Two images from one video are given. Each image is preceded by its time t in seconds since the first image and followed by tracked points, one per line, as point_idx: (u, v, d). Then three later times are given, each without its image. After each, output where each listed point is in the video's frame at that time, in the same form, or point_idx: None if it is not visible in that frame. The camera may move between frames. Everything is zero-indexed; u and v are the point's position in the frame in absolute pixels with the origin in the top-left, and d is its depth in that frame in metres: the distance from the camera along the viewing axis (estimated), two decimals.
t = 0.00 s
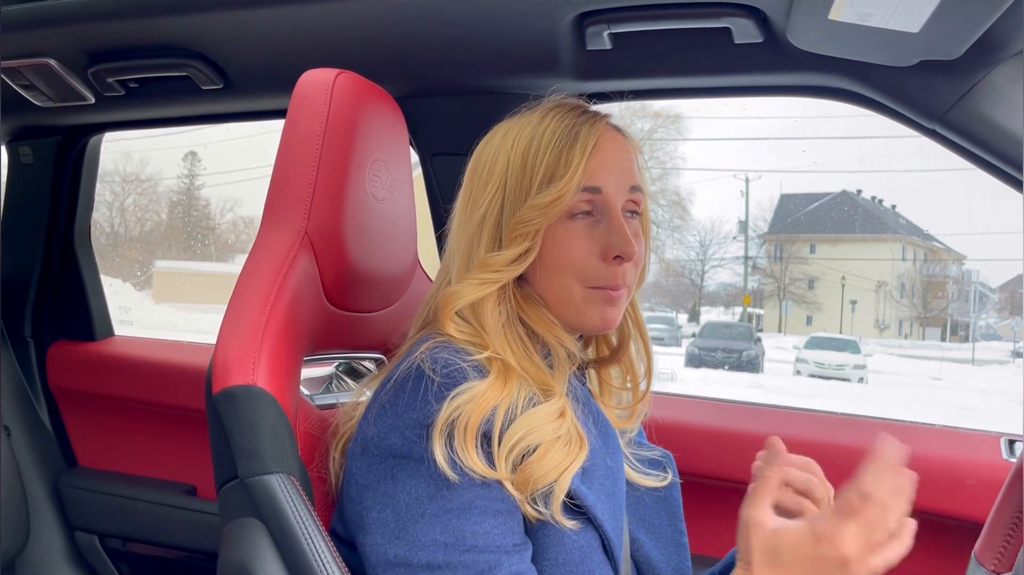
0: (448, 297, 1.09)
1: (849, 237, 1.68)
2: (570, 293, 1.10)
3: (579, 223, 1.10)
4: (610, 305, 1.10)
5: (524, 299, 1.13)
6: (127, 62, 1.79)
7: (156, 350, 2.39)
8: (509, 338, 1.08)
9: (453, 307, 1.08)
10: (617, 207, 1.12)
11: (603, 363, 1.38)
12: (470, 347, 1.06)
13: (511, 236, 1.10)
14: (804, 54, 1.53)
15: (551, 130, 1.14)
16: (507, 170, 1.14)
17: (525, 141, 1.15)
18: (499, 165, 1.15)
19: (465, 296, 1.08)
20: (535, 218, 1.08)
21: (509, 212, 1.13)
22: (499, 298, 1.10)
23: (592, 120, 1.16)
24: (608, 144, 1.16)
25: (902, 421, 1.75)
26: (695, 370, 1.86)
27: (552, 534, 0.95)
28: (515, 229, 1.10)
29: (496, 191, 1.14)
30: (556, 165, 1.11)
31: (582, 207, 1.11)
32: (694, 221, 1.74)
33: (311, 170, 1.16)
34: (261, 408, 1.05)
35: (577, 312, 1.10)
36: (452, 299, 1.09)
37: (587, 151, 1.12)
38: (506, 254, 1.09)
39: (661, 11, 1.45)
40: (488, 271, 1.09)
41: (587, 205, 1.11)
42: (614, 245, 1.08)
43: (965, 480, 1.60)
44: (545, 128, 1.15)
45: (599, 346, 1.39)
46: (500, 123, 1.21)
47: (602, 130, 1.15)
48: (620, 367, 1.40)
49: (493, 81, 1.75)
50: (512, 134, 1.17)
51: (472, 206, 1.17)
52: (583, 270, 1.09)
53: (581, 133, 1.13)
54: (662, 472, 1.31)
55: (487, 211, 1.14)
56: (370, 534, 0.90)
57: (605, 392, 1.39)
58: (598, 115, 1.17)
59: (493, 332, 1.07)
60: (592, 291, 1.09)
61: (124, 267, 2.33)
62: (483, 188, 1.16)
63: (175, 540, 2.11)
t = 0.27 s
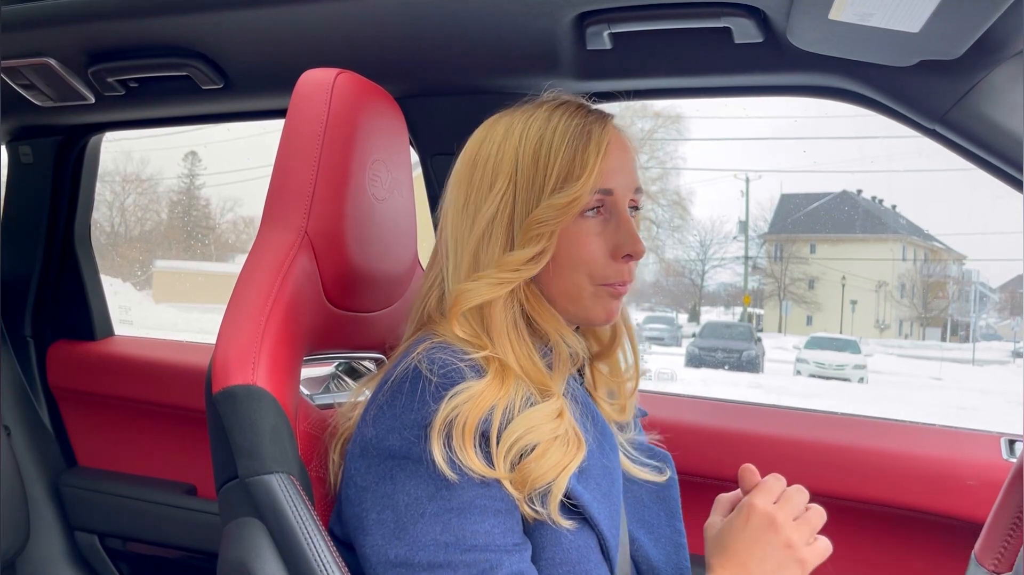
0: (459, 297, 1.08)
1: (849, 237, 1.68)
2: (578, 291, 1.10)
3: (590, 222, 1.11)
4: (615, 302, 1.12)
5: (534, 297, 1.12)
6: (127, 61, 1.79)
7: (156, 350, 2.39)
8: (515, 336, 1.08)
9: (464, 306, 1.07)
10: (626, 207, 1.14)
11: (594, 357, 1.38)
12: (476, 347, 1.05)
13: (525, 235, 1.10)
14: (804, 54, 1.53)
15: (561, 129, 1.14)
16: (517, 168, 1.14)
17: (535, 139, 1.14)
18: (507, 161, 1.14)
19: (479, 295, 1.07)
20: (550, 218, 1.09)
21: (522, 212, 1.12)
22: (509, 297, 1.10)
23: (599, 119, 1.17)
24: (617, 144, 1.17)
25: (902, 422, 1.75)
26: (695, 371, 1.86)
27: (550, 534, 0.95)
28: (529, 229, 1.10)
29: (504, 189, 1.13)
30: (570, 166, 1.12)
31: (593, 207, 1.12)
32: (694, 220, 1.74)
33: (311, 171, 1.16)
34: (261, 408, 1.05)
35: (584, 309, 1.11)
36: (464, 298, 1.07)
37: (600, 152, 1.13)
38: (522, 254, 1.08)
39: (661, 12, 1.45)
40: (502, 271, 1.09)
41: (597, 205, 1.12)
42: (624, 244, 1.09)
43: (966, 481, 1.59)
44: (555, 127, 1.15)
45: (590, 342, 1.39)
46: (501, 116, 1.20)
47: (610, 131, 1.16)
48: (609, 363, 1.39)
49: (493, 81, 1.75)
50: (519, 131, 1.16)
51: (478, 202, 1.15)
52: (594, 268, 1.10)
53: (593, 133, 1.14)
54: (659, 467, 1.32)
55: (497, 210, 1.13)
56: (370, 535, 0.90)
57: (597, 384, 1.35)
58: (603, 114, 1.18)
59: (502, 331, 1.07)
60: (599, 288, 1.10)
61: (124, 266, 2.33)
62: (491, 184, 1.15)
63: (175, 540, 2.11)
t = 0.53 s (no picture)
0: (456, 297, 1.08)
1: (850, 237, 1.67)
2: (575, 290, 1.10)
3: (587, 220, 1.11)
4: (611, 300, 1.12)
5: (532, 296, 1.12)
6: (128, 61, 1.79)
7: (157, 349, 2.39)
8: (513, 335, 1.08)
9: (461, 306, 1.07)
10: (623, 205, 1.14)
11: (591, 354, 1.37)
12: (475, 346, 1.05)
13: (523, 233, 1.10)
14: (804, 54, 1.53)
15: (558, 128, 1.14)
16: (514, 166, 1.14)
17: (532, 137, 1.14)
18: (504, 160, 1.14)
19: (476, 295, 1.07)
20: (548, 217, 1.08)
21: (519, 211, 1.12)
22: (508, 297, 1.10)
23: (596, 118, 1.16)
24: (613, 142, 1.17)
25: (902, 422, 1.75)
26: (696, 370, 1.86)
27: (550, 534, 0.95)
28: (526, 228, 1.09)
29: (502, 187, 1.13)
30: (567, 165, 1.12)
31: (589, 205, 1.12)
32: (694, 220, 1.75)
33: (311, 171, 1.16)
34: (261, 408, 1.05)
35: (581, 308, 1.11)
36: (463, 298, 1.07)
37: (597, 150, 1.13)
38: (519, 253, 1.08)
39: (662, 11, 1.45)
40: (499, 271, 1.08)
41: (594, 203, 1.12)
42: (621, 243, 1.10)
43: (966, 481, 1.59)
44: (552, 126, 1.14)
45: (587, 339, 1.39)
46: (496, 113, 1.19)
47: (607, 130, 1.16)
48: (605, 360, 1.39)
49: (493, 81, 1.75)
50: (516, 128, 1.16)
51: (475, 201, 1.15)
52: (591, 267, 1.10)
53: (590, 131, 1.14)
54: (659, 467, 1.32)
55: (494, 208, 1.13)
56: (370, 534, 0.90)
57: (595, 380, 1.34)
58: (600, 112, 1.18)
59: (501, 331, 1.07)
60: (596, 287, 1.10)
61: (125, 266, 2.33)
62: (488, 183, 1.14)
63: (175, 540, 2.11)
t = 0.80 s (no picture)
0: (460, 298, 1.08)
1: (850, 237, 1.67)
2: (579, 289, 1.11)
3: (590, 220, 1.12)
4: (614, 299, 1.13)
5: (535, 296, 1.12)
6: (129, 61, 1.79)
7: (157, 349, 2.39)
8: (517, 334, 1.08)
9: (465, 307, 1.07)
10: (625, 204, 1.14)
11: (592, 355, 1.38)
12: (479, 347, 1.05)
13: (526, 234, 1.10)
14: (804, 54, 1.53)
15: (561, 127, 1.14)
16: (518, 166, 1.14)
17: (535, 137, 1.14)
18: (507, 160, 1.14)
19: (480, 295, 1.07)
20: (551, 217, 1.09)
21: (522, 210, 1.12)
22: (512, 296, 1.10)
23: (598, 117, 1.17)
24: (615, 142, 1.17)
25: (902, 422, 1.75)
26: (696, 370, 1.86)
27: (552, 534, 0.95)
28: (530, 228, 1.10)
29: (505, 187, 1.13)
30: (570, 164, 1.12)
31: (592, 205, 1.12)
32: (695, 220, 1.75)
33: (312, 171, 1.16)
34: (261, 408, 1.05)
35: (584, 307, 1.12)
36: (467, 298, 1.07)
37: (600, 150, 1.13)
38: (523, 252, 1.08)
39: (663, 11, 1.45)
40: (503, 270, 1.09)
41: (597, 203, 1.12)
42: (624, 242, 1.10)
43: (967, 481, 1.59)
44: (555, 125, 1.15)
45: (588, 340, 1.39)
46: (499, 113, 1.19)
47: (609, 129, 1.17)
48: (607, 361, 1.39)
49: (494, 80, 1.75)
50: (518, 128, 1.16)
51: (478, 201, 1.15)
52: (594, 266, 1.10)
53: (592, 131, 1.14)
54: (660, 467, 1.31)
55: (497, 208, 1.13)
56: (371, 534, 0.90)
57: (597, 381, 1.34)
58: (602, 112, 1.18)
59: (504, 331, 1.07)
60: (599, 286, 1.11)
61: (125, 266, 2.33)
62: (491, 183, 1.15)
63: (175, 540, 2.11)
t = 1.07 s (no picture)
0: (457, 298, 1.08)
1: (851, 237, 1.67)
2: (577, 289, 1.11)
3: (587, 220, 1.12)
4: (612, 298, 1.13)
5: (533, 296, 1.12)
6: (129, 61, 1.79)
7: (157, 349, 2.39)
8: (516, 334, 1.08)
9: (463, 307, 1.07)
10: (623, 204, 1.14)
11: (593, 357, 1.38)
12: (478, 347, 1.05)
13: (524, 234, 1.10)
14: (804, 54, 1.53)
15: (559, 127, 1.14)
16: (515, 166, 1.14)
17: (533, 137, 1.14)
18: (505, 160, 1.14)
19: (479, 295, 1.07)
20: (549, 217, 1.09)
21: (519, 210, 1.12)
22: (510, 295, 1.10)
23: (596, 117, 1.16)
24: (613, 141, 1.17)
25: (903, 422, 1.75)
26: (696, 370, 1.86)
27: (553, 534, 0.95)
28: (528, 228, 1.10)
29: (503, 187, 1.13)
30: (567, 164, 1.12)
31: (590, 204, 1.12)
32: (695, 221, 1.75)
33: (312, 171, 1.16)
34: (261, 408, 1.05)
35: (582, 307, 1.12)
36: (465, 299, 1.07)
37: (597, 149, 1.13)
38: (521, 252, 1.08)
39: (663, 11, 1.45)
40: (502, 270, 1.09)
41: (594, 203, 1.12)
42: (622, 242, 1.10)
43: (968, 481, 1.59)
44: (552, 125, 1.14)
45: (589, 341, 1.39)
46: (497, 113, 1.19)
47: (608, 129, 1.17)
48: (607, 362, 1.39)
49: (494, 80, 1.75)
50: (516, 128, 1.16)
51: (475, 201, 1.15)
52: (592, 266, 1.10)
53: (590, 130, 1.14)
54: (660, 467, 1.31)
55: (494, 208, 1.13)
56: (371, 534, 0.90)
57: (597, 382, 1.35)
58: (600, 112, 1.18)
59: (503, 331, 1.07)
60: (597, 286, 1.11)
61: (126, 266, 2.33)
62: (489, 183, 1.15)
63: (176, 540, 2.11)
